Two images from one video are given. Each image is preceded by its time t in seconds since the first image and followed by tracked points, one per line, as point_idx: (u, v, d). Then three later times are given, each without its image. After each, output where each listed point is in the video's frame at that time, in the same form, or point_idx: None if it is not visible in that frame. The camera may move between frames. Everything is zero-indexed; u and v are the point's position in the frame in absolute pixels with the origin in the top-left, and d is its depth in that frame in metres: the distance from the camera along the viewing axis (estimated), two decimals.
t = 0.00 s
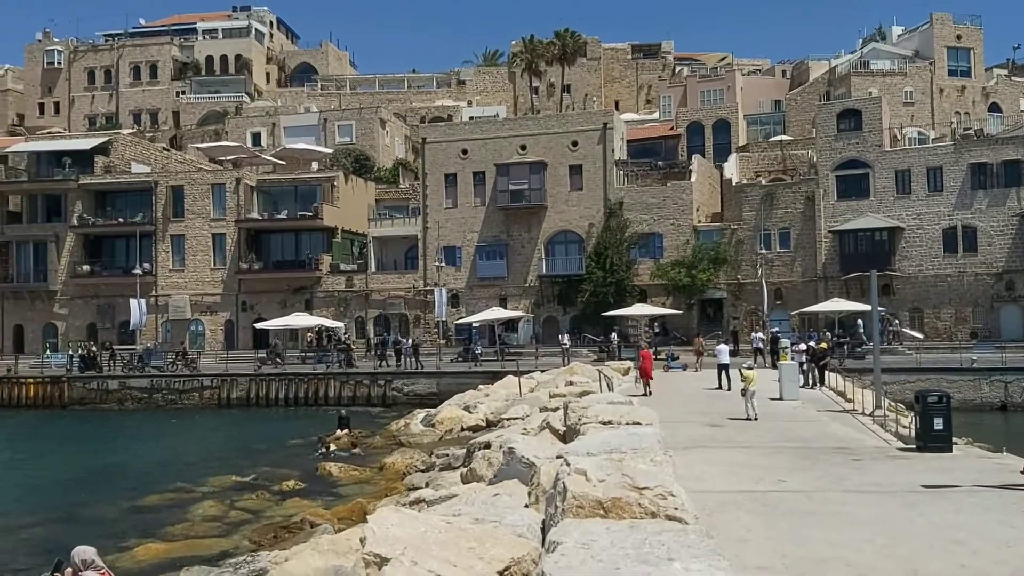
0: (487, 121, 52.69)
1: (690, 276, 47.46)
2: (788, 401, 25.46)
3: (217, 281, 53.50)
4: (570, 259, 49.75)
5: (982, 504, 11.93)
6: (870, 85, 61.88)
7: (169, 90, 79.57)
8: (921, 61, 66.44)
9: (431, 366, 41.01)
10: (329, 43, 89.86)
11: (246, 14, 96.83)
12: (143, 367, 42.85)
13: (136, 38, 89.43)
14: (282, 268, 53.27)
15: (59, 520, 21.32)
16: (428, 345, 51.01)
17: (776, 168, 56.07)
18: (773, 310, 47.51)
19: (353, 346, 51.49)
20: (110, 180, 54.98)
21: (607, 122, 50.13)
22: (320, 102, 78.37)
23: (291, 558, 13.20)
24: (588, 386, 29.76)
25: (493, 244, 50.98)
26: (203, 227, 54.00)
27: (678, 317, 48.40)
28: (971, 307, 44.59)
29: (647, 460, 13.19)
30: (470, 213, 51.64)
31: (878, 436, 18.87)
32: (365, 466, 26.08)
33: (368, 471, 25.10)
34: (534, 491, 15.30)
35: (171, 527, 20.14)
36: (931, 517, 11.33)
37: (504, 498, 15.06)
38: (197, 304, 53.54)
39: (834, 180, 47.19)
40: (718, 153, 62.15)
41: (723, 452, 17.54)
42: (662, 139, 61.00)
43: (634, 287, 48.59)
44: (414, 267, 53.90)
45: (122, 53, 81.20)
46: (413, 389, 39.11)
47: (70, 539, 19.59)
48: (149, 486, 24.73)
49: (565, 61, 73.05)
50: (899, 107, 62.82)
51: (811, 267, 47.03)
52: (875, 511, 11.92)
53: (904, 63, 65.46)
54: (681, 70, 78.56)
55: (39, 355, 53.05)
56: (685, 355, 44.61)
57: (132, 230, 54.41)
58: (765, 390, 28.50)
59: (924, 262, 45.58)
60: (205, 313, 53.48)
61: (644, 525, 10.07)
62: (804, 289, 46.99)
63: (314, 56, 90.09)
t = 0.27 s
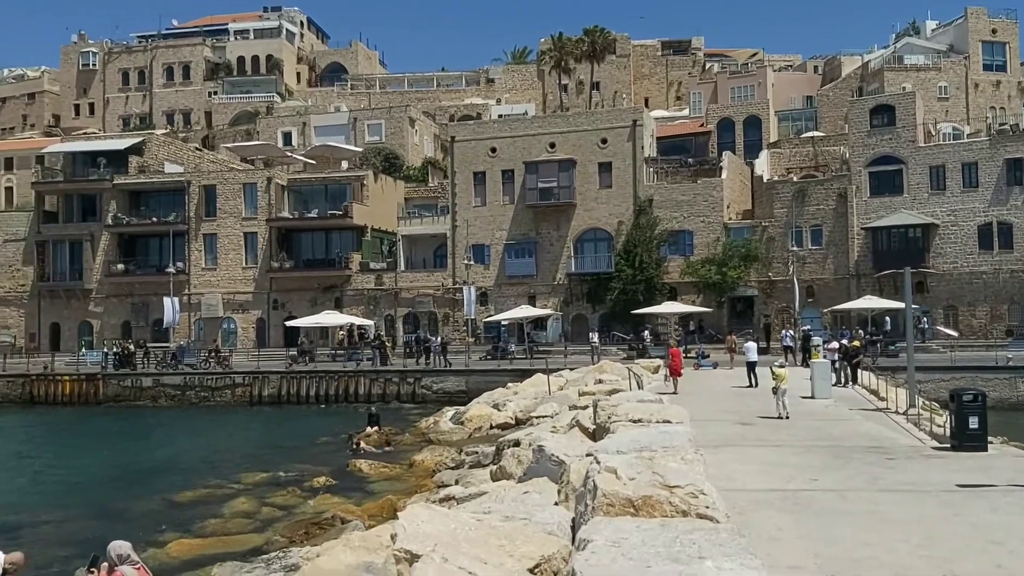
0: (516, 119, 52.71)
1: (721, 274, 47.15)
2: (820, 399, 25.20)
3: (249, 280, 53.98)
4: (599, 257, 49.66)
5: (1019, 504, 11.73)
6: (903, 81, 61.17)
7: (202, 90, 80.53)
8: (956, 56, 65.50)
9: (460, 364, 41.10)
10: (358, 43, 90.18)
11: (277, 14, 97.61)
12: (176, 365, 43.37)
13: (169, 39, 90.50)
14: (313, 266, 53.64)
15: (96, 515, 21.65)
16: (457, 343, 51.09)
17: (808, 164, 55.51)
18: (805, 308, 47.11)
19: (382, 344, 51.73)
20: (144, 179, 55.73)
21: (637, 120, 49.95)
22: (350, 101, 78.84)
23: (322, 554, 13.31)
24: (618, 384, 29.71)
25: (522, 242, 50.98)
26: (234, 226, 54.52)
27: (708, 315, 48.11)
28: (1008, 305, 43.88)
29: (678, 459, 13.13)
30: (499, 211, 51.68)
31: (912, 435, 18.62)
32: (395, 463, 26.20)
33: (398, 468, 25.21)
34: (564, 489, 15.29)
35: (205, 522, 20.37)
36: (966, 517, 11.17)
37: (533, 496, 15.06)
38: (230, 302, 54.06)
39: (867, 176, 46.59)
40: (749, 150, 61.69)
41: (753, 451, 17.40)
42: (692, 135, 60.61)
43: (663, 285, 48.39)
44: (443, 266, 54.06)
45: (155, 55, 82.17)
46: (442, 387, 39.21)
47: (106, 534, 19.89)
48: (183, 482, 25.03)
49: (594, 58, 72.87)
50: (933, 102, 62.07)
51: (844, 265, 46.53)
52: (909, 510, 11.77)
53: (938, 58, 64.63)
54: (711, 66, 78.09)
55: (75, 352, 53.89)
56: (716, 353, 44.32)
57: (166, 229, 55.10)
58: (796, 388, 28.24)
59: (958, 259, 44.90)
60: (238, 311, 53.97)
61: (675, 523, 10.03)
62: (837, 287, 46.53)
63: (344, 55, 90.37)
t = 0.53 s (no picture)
0: (558, 115, 52.61)
1: (766, 270, 46.61)
2: (867, 397, 24.79)
3: (293, 277, 54.59)
4: (642, 253, 49.40)
5: None
6: (952, 73, 59.96)
7: (247, 90, 81.68)
8: (1008, 47, 64.00)
9: (502, 360, 41.15)
10: (401, 42, 90.60)
11: (320, 14, 98.54)
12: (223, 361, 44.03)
13: (215, 40, 91.82)
14: (356, 263, 54.08)
15: (145, 508, 22.07)
16: (499, 340, 51.15)
17: (855, 158, 54.62)
18: (852, 305, 46.38)
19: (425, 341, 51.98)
20: (192, 179, 56.64)
21: (680, 115, 49.57)
22: (392, 100, 79.33)
23: (367, 549, 13.44)
24: (661, 381, 29.52)
25: (564, 239, 50.89)
26: (279, 224, 55.15)
27: (752, 312, 47.59)
28: None
29: (722, 457, 13.00)
30: (541, 208, 51.62)
31: (962, 434, 18.23)
32: (438, 459, 26.32)
33: (441, 464, 25.31)
34: (607, 487, 15.22)
35: (251, 516, 20.66)
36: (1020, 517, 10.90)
37: (576, 493, 15.03)
38: (275, 299, 54.71)
39: (916, 171, 45.67)
40: (794, 145, 60.90)
41: (799, 450, 17.17)
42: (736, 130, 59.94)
43: (707, 282, 47.97)
44: (485, 263, 54.16)
45: (201, 55, 83.45)
46: (484, 384, 39.29)
47: (155, 527, 20.27)
48: (230, 476, 25.40)
49: (637, 54, 72.45)
50: (984, 95, 60.76)
51: (892, 261, 45.71)
52: (960, 510, 11.51)
53: (989, 50, 63.27)
54: (755, 61, 77.24)
55: (125, 348, 54.96)
56: (760, 350, 43.82)
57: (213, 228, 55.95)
58: (843, 386, 27.81)
59: (1011, 255, 43.84)
60: (283, 308, 54.59)
61: (719, 521, 9.93)
62: (884, 283, 45.73)
63: (387, 54, 90.85)
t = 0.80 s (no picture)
0: (597, 112, 52.41)
1: (809, 267, 46.02)
2: (914, 397, 24.36)
3: (335, 275, 55.04)
4: (682, 251, 49.06)
5: None
6: (1001, 66, 58.71)
7: (289, 90, 82.42)
8: None
9: (542, 358, 41.10)
10: (440, 40, 90.89)
11: (360, 14, 99.22)
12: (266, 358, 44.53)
13: (257, 41, 92.89)
14: (396, 261, 54.37)
15: (191, 503, 22.40)
16: (539, 338, 51.10)
17: (900, 154, 53.68)
18: (897, 303, 45.62)
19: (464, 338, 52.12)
20: (235, 178, 57.39)
21: (721, 111, 49.10)
22: (432, 98, 79.64)
23: (408, 546, 13.51)
24: (702, 380, 29.29)
25: (604, 237, 50.69)
26: (321, 223, 55.62)
27: (794, 310, 47.01)
28: None
29: (765, 456, 12.84)
30: (581, 205, 51.46)
31: (1012, 435, 17.84)
32: (478, 456, 26.37)
33: (480, 462, 25.35)
34: (648, 485, 15.11)
35: (293, 512, 20.88)
36: None
37: (617, 492, 14.96)
38: (316, 297, 55.22)
39: (963, 166, 44.78)
40: (838, 140, 60.06)
41: (843, 450, 16.91)
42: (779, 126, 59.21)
43: (749, 280, 47.48)
44: (524, 260, 54.17)
45: (244, 56, 84.46)
46: (523, 381, 39.28)
47: (200, 521, 20.57)
48: (273, 472, 25.69)
49: (677, 49, 71.88)
50: None
51: (938, 258, 44.85)
52: (1010, 512, 11.25)
53: None
54: (798, 55, 76.28)
55: (170, 345, 55.85)
56: (803, 349, 43.26)
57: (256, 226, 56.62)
58: (888, 385, 27.36)
59: None
60: (324, 306, 55.07)
61: (762, 522, 9.81)
62: (931, 281, 44.88)
63: (426, 53, 91.34)
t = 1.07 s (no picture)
0: (616, 111, 52.31)
1: (830, 267, 45.72)
2: (936, 397, 24.14)
3: (354, 274, 55.24)
4: (702, 250, 48.89)
5: None
6: None
7: (308, 90, 82.77)
8: None
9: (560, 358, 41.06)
10: (459, 40, 90.74)
11: (380, 14, 99.52)
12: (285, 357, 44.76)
13: (277, 41, 93.32)
14: (415, 261, 54.46)
15: (212, 501, 22.56)
16: (557, 338, 51.06)
17: (922, 152, 53.25)
18: (919, 303, 45.25)
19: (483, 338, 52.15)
20: (255, 178, 57.68)
21: (741, 109, 48.84)
22: (451, 98, 79.76)
23: (427, 545, 13.57)
24: (722, 380, 29.15)
25: (622, 236, 50.58)
26: (340, 223, 55.83)
27: (815, 310, 46.72)
28: None
29: (785, 457, 12.76)
30: (600, 205, 51.37)
31: None
32: (496, 456, 26.39)
33: (499, 462, 25.37)
34: (667, 486, 15.06)
35: (313, 510, 20.98)
36: None
37: (636, 492, 14.93)
38: (336, 296, 55.42)
39: (985, 165, 44.35)
40: (859, 139, 59.64)
41: (864, 451, 16.79)
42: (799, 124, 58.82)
43: (769, 279, 47.21)
44: (543, 260, 54.14)
45: (264, 56, 84.90)
46: (542, 381, 39.25)
47: (222, 519, 20.72)
48: (293, 471, 25.83)
49: (696, 48, 71.57)
50: None
51: (961, 257, 44.42)
52: None
53: None
54: (818, 53, 75.80)
55: (191, 344, 56.25)
56: (824, 349, 42.96)
57: (276, 226, 56.91)
58: (911, 386, 27.12)
59: None
60: (344, 305, 55.25)
61: (782, 522, 9.75)
62: (953, 280, 44.48)
63: (445, 53, 90.92)
